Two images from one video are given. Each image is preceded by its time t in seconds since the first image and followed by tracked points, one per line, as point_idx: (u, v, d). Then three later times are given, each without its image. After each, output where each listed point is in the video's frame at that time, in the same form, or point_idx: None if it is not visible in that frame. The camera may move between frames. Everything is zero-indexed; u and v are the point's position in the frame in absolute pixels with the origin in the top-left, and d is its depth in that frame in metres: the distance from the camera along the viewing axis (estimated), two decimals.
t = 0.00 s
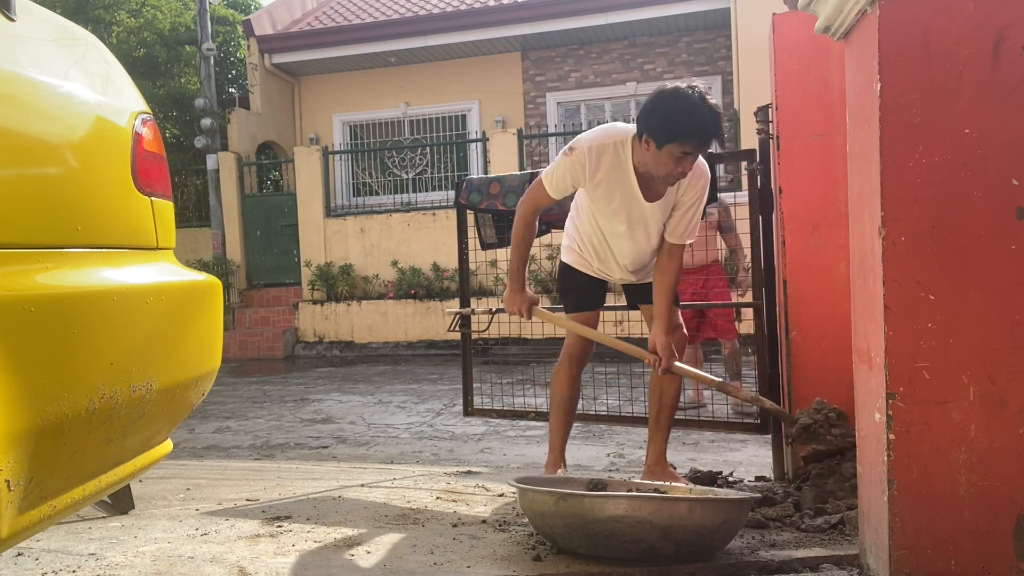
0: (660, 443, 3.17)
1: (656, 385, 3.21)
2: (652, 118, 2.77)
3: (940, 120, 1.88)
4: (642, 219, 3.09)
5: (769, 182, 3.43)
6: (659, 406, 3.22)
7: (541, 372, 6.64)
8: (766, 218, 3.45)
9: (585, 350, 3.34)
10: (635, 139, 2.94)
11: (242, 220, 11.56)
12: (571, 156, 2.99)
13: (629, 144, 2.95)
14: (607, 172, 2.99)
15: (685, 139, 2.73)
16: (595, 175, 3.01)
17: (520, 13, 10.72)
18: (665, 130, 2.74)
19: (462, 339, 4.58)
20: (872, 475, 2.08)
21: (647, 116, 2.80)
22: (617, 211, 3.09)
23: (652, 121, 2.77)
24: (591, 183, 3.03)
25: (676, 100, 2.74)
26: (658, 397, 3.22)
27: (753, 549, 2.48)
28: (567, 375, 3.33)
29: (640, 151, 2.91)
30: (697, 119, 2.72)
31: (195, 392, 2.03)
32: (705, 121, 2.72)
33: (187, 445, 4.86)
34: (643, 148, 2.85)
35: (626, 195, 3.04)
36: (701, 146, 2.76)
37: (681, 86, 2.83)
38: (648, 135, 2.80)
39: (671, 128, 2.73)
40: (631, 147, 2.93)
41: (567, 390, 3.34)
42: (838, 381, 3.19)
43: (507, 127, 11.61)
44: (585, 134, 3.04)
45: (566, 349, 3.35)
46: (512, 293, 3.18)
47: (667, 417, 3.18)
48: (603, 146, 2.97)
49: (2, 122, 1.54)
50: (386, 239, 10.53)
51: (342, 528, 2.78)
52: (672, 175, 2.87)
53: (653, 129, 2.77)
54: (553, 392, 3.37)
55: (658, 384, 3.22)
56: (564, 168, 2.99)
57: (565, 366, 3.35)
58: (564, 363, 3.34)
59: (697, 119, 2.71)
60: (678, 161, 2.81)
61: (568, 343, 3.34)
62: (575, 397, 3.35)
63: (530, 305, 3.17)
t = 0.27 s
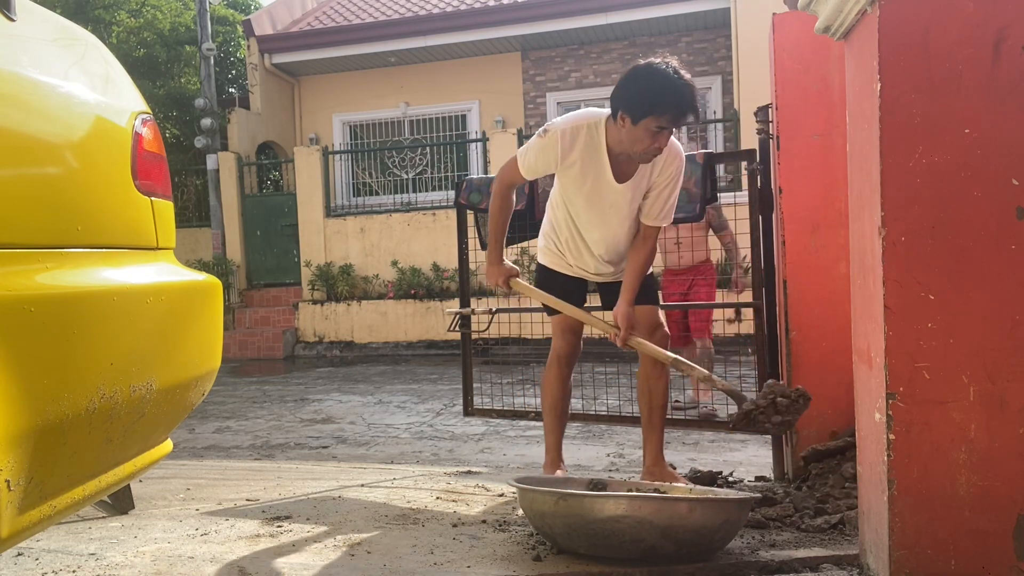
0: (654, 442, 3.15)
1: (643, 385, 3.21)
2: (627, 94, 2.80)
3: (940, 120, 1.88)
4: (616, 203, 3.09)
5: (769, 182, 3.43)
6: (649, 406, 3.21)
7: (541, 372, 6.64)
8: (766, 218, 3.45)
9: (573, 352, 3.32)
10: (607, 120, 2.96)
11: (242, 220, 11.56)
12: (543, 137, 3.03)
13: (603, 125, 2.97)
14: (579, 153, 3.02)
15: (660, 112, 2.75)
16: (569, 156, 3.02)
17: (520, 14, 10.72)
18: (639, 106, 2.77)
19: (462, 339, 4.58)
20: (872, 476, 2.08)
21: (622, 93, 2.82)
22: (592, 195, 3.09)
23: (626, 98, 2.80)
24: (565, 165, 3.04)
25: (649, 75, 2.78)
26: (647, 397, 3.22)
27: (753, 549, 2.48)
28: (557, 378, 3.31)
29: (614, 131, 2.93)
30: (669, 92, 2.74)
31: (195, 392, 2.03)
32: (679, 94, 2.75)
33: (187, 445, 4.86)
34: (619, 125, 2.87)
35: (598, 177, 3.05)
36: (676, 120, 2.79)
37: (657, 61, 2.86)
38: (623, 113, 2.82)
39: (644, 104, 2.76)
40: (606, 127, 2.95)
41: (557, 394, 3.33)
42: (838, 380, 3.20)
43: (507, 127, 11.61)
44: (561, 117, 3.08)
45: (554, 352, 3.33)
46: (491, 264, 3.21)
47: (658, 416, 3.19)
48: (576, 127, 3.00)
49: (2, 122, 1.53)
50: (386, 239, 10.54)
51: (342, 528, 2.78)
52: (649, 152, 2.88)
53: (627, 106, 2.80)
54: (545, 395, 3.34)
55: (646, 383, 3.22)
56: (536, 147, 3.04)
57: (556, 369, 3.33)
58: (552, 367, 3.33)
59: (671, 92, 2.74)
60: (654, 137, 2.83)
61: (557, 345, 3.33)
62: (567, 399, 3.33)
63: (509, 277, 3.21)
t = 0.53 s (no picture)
0: (652, 443, 3.15)
1: (634, 386, 3.19)
2: (615, 95, 2.79)
3: (940, 120, 1.88)
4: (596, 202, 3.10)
5: (769, 182, 3.43)
6: (640, 408, 3.20)
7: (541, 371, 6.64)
8: (766, 218, 3.45)
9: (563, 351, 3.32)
10: (589, 118, 2.96)
11: (242, 220, 11.56)
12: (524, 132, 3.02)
13: (585, 123, 2.97)
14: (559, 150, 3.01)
15: (649, 110, 2.74)
16: (550, 153, 3.02)
17: (520, 14, 10.72)
18: (628, 105, 2.76)
19: (462, 339, 4.58)
20: (872, 476, 2.08)
21: (609, 93, 2.81)
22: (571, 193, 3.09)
23: (613, 97, 2.79)
24: (546, 162, 3.04)
25: (635, 74, 2.76)
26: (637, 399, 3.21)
27: (753, 549, 2.48)
28: (548, 378, 3.31)
29: (599, 130, 2.92)
30: (656, 90, 2.73)
31: (195, 392, 2.03)
32: (667, 91, 2.73)
33: (187, 445, 4.86)
34: (606, 125, 2.87)
35: (576, 174, 3.05)
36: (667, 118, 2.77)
37: (645, 60, 2.85)
38: (612, 112, 2.81)
39: (631, 102, 2.75)
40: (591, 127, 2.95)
41: (550, 395, 3.32)
42: (838, 380, 3.20)
43: (507, 127, 11.61)
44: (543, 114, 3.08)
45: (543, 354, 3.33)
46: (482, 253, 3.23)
47: (652, 417, 3.18)
48: (558, 124, 3.00)
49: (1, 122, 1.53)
50: (386, 239, 10.54)
51: (342, 528, 2.78)
52: (635, 151, 2.88)
53: (616, 105, 2.79)
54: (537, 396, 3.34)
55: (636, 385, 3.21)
56: (516, 142, 3.03)
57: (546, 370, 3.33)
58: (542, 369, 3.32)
59: (658, 90, 2.72)
60: (642, 135, 2.82)
61: (543, 346, 3.32)
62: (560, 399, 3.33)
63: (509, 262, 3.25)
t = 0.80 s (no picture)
0: (650, 442, 3.15)
1: (629, 385, 3.20)
2: (617, 96, 2.78)
3: (940, 120, 1.88)
4: (588, 202, 3.09)
5: (769, 182, 3.43)
6: (637, 407, 3.21)
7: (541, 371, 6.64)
8: (766, 218, 3.45)
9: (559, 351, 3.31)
10: (586, 118, 2.96)
11: (242, 220, 11.56)
12: (520, 125, 3.00)
13: (582, 122, 2.96)
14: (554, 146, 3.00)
15: (651, 114, 2.75)
16: (544, 150, 3.01)
17: (520, 14, 10.72)
18: (629, 107, 2.75)
19: (462, 339, 4.58)
20: (872, 476, 2.09)
21: (611, 94, 2.80)
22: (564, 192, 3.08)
23: (615, 98, 2.79)
24: (540, 160, 3.03)
25: (638, 77, 2.77)
26: (632, 398, 3.22)
27: (753, 549, 2.48)
28: (545, 379, 3.31)
29: (596, 130, 2.92)
30: (658, 93, 2.73)
31: (195, 392, 2.03)
32: (668, 96, 2.74)
33: (187, 445, 4.86)
34: (605, 126, 2.86)
35: (570, 172, 3.04)
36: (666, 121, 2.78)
37: (645, 64, 2.85)
38: (612, 113, 2.80)
39: (633, 104, 2.74)
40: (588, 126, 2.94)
41: (547, 396, 3.32)
42: (838, 381, 3.20)
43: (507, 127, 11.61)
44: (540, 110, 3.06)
45: (538, 354, 3.32)
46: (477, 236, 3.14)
47: (649, 415, 3.19)
48: (555, 121, 2.99)
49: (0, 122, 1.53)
50: (386, 239, 10.54)
51: (342, 528, 2.78)
52: (631, 154, 2.87)
53: (617, 106, 2.78)
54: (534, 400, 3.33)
55: (631, 384, 3.21)
56: (511, 135, 3.01)
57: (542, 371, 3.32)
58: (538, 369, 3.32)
59: (660, 93, 2.73)
60: (641, 139, 2.82)
61: (539, 347, 3.31)
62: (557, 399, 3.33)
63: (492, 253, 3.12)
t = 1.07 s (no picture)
0: (650, 442, 3.16)
1: (629, 385, 3.20)
2: (656, 104, 2.77)
3: (940, 120, 1.88)
4: (610, 204, 3.10)
5: (769, 182, 3.43)
6: (637, 408, 3.20)
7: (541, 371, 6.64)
8: (766, 218, 3.45)
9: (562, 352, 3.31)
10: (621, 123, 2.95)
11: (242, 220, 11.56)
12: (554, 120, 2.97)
13: (615, 126, 2.95)
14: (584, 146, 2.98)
15: (690, 125, 2.75)
16: (574, 148, 2.99)
17: (520, 14, 10.72)
18: (668, 116, 2.75)
19: (462, 339, 4.58)
20: (872, 475, 2.09)
21: (649, 102, 2.79)
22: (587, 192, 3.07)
23: (655, 106, 2.78)
24: (568, 159, 3.00)
25: (679, 87, 2.76)
26: (633, 398, 3.21)
27: (753, 549, 2.48)
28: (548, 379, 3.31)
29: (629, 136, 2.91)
30: (699, 104, 2.74)
31: (195, 392, 2.03)
32: (708, 108, 2.75)
33: (187, 445, 4.86)
34: (641, 134, 2.85)
35: (595, 175, 3.03)
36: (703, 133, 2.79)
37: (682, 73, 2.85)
38: (649, 120, 2.80)
39: (674, 114, 2.74)
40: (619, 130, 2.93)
41: (549, 395, 3.32)
42: (838, 381, 3.20)
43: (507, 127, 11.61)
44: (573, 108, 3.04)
45: (541, 354, 3.32)
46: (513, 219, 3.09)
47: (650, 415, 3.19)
48: (589, 122, 2.97)
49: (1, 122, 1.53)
50: (386, 239, 10.54)
51: (342, 528, 2.78)
52: (664, 163, 2.88)
53: (656, 114, 2.78)
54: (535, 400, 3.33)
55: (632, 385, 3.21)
56: (544, 128, 2.97)
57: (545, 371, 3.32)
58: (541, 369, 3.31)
59: (700, 104, 2.74)
60: (677, 148, 2.83)
61: (542, 347, 3.31)
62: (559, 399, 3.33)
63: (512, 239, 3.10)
